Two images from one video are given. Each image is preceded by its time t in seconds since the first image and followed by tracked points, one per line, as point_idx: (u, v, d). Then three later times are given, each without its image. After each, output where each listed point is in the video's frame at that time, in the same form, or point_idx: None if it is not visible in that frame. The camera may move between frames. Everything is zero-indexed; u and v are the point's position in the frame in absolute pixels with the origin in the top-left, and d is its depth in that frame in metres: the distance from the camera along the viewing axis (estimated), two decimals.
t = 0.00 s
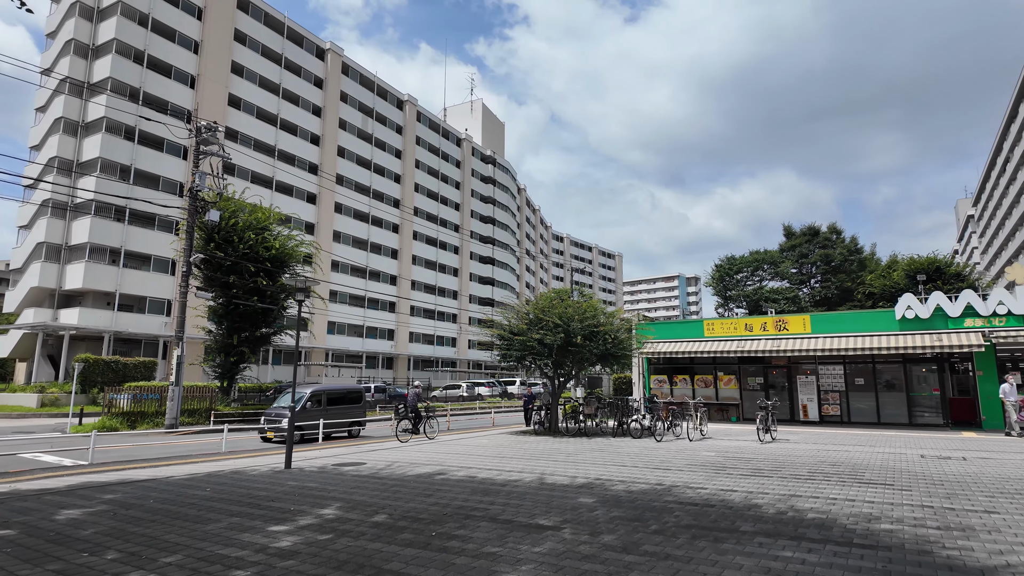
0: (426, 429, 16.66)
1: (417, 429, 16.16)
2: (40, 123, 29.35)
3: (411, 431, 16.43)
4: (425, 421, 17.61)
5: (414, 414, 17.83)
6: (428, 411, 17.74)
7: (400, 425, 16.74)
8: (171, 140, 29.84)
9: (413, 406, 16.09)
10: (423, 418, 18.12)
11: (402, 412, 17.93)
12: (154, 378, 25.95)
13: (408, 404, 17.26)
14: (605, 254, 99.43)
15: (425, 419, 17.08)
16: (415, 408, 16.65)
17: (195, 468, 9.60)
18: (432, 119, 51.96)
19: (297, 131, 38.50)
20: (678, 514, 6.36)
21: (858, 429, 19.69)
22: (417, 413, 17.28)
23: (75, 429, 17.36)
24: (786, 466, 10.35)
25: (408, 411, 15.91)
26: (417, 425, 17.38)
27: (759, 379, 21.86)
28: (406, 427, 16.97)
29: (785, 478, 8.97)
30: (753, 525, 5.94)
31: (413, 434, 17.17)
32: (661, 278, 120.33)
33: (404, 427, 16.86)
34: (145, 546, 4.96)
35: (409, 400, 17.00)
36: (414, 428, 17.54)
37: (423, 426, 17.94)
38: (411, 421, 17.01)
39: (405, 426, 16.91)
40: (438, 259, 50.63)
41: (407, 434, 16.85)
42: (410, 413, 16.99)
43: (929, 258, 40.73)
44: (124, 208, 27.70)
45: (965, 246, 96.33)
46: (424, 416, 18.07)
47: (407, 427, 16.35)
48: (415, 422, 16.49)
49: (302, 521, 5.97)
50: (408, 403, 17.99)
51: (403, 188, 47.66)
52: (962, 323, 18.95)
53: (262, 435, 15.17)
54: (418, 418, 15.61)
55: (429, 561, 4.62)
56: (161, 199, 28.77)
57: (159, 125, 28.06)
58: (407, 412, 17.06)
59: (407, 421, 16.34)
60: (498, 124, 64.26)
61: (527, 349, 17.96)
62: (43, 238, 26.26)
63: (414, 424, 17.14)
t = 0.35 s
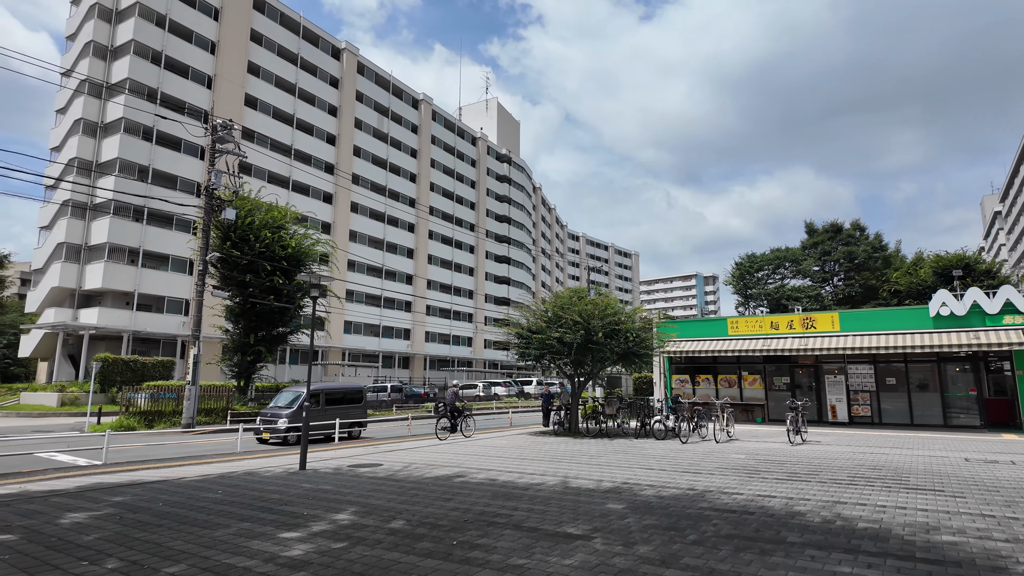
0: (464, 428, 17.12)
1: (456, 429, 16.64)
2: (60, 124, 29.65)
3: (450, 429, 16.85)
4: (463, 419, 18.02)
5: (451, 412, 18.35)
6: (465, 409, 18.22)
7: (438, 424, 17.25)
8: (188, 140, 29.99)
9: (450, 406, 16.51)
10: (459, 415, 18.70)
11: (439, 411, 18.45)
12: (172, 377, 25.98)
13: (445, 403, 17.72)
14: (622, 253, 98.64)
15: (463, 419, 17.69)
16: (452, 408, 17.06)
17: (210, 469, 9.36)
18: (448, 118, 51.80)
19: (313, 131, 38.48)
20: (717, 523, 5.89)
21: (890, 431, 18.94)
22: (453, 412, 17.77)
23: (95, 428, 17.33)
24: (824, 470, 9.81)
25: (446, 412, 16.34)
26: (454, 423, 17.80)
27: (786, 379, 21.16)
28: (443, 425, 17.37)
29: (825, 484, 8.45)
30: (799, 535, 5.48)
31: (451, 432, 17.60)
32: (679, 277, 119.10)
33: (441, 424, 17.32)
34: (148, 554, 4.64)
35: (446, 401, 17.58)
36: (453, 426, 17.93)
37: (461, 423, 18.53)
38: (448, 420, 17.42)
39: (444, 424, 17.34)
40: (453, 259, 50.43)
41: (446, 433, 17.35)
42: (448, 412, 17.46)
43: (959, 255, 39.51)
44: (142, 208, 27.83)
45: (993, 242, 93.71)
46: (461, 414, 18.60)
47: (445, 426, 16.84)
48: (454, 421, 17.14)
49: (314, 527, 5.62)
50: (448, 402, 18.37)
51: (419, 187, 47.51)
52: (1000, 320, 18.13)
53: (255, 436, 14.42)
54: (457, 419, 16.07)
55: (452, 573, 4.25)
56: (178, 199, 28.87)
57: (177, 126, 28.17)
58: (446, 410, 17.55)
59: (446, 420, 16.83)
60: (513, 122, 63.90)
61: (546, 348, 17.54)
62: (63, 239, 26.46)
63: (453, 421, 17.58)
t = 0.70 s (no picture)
0: (506, 428, 17.61)
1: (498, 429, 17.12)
2: (86, 128, 30.10)
3: (491, 429, 17.33)
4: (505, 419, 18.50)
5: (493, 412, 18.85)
6: (505, 409, 18.70)
7: (481, 424, 17.66)
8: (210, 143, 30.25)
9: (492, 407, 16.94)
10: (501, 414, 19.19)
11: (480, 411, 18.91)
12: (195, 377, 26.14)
13: (486, 404, 18.17)
14: (642, 252, 97.51)
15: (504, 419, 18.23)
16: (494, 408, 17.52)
17: (228, 472, 9.16)
18: (466, 118, 51.61)
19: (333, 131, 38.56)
20: (763, 537, 5.41)
21: (930, 433, 18.07)
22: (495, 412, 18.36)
23: (117, 428, 17.44)
24: (868, 476, 9.21)
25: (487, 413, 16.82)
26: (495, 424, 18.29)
27: (818, 379, 20.39)
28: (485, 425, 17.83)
29: (873, 492, 7.88)
30: (857, 552, 4.97)
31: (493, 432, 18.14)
32: (700, 275, 117.47)
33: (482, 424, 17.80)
34: (154, 568, 4.35)
35: (488, 401, 18.11)
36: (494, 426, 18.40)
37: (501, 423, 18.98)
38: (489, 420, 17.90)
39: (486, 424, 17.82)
40: (473, 258, 50.20)
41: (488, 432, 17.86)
42: (489, 412, 17.90)
43: (997, 250, 37.95)
44: (165, 210, 28.08)
45: None
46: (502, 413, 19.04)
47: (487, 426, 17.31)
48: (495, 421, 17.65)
49: (331, 537, 5.29)
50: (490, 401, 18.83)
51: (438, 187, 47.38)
52: None
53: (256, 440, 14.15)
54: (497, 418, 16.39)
55: None
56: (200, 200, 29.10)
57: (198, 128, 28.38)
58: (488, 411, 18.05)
59: (487, 420, 17.31)
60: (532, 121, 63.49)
61: (569, 347, 17.09)
62: (89, 241, 26.83)
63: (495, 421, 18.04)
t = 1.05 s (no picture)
0: (544, 427, 18.35)
1: (537, 428, 17.88)
2: (107, 131, 30.42)
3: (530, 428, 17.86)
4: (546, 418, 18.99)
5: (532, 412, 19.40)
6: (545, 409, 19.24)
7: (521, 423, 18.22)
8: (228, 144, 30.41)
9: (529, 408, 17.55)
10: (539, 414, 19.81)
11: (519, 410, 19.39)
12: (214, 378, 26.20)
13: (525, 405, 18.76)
14: (660, 251, 96.40)
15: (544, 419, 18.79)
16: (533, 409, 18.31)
17: (241, 475, 8.90)
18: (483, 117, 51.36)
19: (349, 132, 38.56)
20: (813, 553, 4.94)
21: (970, 436, 17.22)
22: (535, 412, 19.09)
23: (136, 429, 17.55)
24: (915, 483, 8.60)
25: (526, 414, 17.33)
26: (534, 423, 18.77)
27: (848, 378, 19.63)
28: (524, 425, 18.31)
29: (924, 501, 7.30)
30: (922, 572, 4.47)
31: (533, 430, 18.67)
32: (720, 275, 115.85)
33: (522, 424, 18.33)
34: None
35: (528, 401, 18.65)
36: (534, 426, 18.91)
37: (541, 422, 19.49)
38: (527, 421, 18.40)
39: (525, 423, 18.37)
40: (490, 258, 49.90)
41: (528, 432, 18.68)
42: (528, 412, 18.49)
43: None
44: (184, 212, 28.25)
45: None
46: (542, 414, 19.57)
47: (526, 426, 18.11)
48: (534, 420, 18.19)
49: (343, 549, 4.94)
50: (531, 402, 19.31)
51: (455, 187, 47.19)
52: None
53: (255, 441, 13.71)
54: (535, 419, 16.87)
55: None
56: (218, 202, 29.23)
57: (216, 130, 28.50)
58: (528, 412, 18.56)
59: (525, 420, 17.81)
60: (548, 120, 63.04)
61: (590, 346, 16.63)
62: (110, 243, 27.09)
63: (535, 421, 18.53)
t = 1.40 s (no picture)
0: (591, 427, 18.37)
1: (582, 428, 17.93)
2: (133, 135, 30.88)
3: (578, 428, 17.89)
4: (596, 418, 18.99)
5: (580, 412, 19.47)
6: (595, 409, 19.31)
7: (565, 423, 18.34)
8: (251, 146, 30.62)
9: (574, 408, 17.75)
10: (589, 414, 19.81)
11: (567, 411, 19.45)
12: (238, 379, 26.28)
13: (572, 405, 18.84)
14: (683, 250, 94.97)
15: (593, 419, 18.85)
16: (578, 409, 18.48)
17: (260, 477, 8.67)
18: (503, 116, 51.06)
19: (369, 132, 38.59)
20: (877, 569, 4.45)
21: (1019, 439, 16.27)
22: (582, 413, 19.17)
23: (159, 428, 17.68)
24: (973, 491, 7.95)
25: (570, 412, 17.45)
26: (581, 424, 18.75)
27: (886, 378, 18.75)
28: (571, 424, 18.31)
29: (987, 511, 6.70)
30: None
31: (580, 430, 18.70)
32: (745, 273, 113.79)
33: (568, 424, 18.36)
34: None
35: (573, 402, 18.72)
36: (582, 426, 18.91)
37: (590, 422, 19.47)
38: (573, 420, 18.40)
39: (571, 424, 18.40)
40: (511, 258, 49.57)
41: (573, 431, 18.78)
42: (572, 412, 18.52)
43: None
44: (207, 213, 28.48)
45: None
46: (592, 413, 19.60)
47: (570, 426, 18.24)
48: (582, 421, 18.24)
49: (361, 559, 4.60)
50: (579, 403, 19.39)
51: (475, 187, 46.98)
52: None
53: (264, 442, 13.58)
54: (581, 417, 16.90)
55: None
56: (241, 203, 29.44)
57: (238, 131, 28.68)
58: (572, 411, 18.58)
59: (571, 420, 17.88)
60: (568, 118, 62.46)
61: (615, 345, 16.14)
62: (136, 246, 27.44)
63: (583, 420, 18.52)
